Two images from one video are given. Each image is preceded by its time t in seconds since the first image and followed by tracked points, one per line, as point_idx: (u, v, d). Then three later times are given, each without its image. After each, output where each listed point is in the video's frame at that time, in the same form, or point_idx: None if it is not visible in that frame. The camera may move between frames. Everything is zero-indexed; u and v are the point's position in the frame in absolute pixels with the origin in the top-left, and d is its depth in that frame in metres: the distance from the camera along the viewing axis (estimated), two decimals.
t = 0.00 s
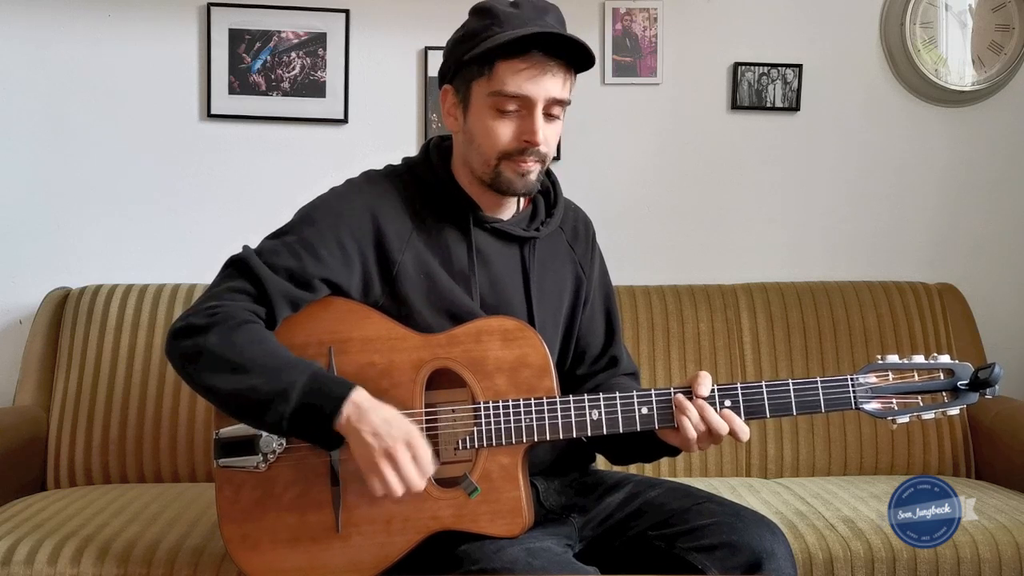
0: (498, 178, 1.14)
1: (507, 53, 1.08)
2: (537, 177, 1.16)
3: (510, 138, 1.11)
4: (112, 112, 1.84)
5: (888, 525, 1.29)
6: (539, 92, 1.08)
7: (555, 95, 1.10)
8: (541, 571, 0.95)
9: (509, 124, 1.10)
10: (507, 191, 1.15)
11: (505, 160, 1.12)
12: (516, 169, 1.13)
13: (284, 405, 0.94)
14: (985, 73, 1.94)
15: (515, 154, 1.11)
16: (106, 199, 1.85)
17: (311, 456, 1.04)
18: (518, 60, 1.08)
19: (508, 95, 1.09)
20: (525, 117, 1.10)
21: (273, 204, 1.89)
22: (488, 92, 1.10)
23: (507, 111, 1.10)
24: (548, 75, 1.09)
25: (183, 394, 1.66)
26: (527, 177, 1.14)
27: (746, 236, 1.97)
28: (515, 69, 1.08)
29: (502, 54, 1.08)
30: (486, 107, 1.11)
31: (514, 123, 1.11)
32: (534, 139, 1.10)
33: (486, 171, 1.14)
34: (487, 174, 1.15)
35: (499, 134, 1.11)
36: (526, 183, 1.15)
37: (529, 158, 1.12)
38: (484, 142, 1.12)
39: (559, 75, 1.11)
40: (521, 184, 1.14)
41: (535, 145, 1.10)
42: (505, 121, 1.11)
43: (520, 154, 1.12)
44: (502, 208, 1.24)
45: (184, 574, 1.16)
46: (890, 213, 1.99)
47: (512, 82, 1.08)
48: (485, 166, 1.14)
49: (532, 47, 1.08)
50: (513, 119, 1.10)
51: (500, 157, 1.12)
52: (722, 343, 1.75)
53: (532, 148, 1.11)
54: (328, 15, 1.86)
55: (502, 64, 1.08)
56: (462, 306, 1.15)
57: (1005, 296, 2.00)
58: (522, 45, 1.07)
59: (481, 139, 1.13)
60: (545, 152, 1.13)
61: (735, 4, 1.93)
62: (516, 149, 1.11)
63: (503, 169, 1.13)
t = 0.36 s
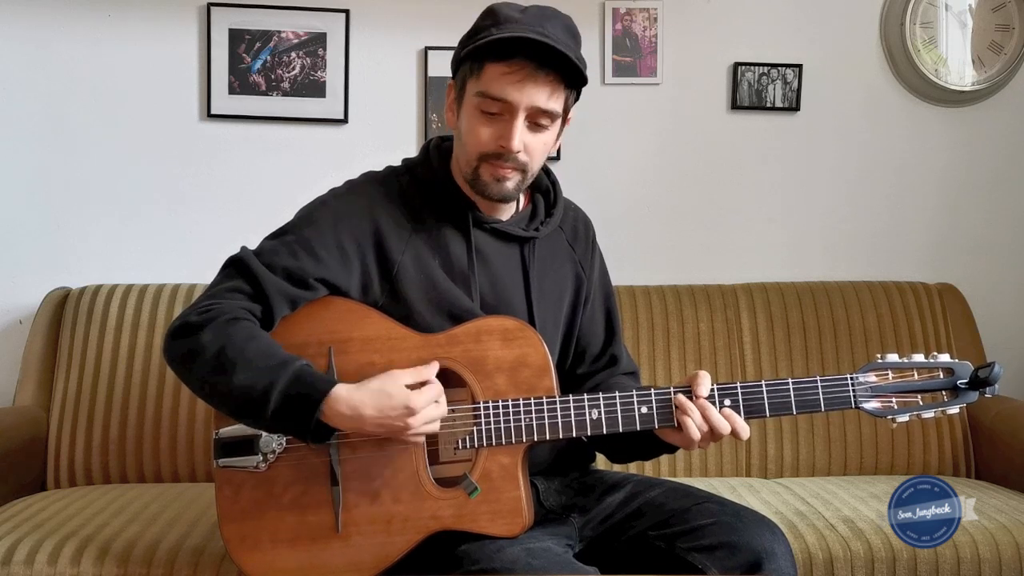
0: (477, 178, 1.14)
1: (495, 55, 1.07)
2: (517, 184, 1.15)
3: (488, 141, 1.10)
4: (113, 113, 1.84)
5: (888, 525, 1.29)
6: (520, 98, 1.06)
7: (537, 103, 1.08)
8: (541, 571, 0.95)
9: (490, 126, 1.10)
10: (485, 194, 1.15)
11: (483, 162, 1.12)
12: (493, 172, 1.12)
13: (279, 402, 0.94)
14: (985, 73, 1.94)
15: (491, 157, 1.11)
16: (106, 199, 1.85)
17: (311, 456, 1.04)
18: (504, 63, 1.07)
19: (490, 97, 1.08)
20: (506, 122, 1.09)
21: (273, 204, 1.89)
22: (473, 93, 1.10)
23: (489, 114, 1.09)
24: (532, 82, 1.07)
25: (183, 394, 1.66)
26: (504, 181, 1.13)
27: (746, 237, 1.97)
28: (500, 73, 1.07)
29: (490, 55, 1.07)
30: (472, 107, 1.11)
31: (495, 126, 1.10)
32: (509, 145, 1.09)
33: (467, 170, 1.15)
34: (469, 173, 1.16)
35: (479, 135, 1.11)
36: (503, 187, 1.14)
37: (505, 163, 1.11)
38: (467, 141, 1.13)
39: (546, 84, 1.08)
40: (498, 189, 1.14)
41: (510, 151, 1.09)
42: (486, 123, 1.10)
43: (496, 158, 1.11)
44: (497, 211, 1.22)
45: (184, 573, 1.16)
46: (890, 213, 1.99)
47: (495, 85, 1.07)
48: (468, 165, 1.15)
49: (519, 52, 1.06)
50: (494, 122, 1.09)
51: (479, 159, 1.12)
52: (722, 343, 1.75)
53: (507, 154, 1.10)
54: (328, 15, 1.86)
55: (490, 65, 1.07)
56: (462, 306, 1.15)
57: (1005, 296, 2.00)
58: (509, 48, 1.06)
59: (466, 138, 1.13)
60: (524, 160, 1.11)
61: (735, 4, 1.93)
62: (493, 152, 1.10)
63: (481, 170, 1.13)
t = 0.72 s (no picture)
0: (452, 170, 1.14)
1: (480, 49, 1.08)
2: (490, 183, 1.13)
3: (463, 132, 1.10)
4: (112, 112, 1.84)
5: (888, 525, 1.29)
6: (494, 91, 1.06)
7: (512, 99, 1.07)
8: (541, 571, 0.95)
9: (466, 117, 1.10)
10: (461, 188, 1.14)
11: (458, 154, 1.12)
12: (466, 165, 1.11)
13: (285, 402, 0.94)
14: (985, 73, 1.94)
15: (464, 149, 1.10)
16: (106, 199, 1.85)
17: (311, 455, 1.04)
18: (486, 56, 1.07)
19: (470, 89, 1.08)
20: (481, 115, 1.09)
21: (274, 204, 1.89)
22: (458, 85, 1.11)
23: (468, 106, 1.10)
24: (509, 76, 1.06)
25: (183, 394, 1.66)
26: (476, 176, 1.11)
27: (746, 237, 1.97)
28: (481, 66, 1.07)
29: (478, 48, 1.08)
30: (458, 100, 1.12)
31: (471, 119, 1.10)
32: (479, 137, 1.08)
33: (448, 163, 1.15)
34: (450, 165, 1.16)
35: (457, 127, 1.11)
36: (476, 183, 1.12)
37: (476, 156, 1.10)
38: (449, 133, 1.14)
39: (523, 82, 1.07)
40: (471, 183, 1.12)
41: (478, 143, 1.08)
42: (464, 115, 1.11)
43: (468, 150, 1.10)
44: (488, 208, 1.22)
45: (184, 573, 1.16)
46: (890, 212, 1.99)
47: (474, 77, 1.08)
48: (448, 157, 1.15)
49: (501, 47, 1.06)
50: (471, 115, 1.10)
51: (455, 150, 1.12)
52: (722, 343, 1.75)
53: (477, 146, 1.09)
54: (329, 15, 1.86)
55: (475, 59, 1.09)
56: (463, 306, 1.15)
57: (1005, 296, 2.00)
58: (492, 42, 1.06)
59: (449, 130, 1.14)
60: (495, 155, 1.10)
61: (735, 4, 1.93)
62: (466, 145, 1.10)
63: (456, 162, 1.13)
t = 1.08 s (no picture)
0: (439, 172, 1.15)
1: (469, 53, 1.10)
2: (472, 186, 1.12)
3: (448, 133, 1.11)
4: (112, 113, 1.84)
5: (888, 525, 1.29)
6: (477, 94, 1.07)
7: (494, 101, 1.07)
8: (541, 571, 0.95)
9: (453, 119, 1.11)
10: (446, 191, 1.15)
11: (443, 156, 1.13)
12: (450, 167, 1.12)
13: (286, 403, 0.93)
14: (985, 73, 1.94)
15: (448, 150, 1.11)
16: (106, 199, 1.85)
17: (311, 455, 1.04)
18: (472, 60, 1.09)
19: (457, 92, 1.10)
20: (465, 118, 1.10)
21: (274, 204, 1.89)
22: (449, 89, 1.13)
23: (455, 108, 1.12)
24: (491, 79, 1.07)
25: (183, 394, 1.66)
26: (458, 178, 1.12)
27: (746, 237, 1.97)
28: (467, 69, 1.09)
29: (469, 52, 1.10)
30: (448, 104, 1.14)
31: (456, 121, 1.11)
32: (459, 138, 1.09)
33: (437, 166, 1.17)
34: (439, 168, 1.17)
35: (444, 129, 1.13)
36: (458, 185, 1.12)
37: (458, 158, 1.11)
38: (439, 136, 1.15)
39: (506, 85, 1.07)
40: (454, 185, 1.13)
41: (459, 145, 1.09)
42: (451, 118, 1.12)
43: (452, 152, 1.11)
44: (485, 211, 1.22)
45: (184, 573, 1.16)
46: (890, 212, 1.99)
47: (460, 79, 1.09)
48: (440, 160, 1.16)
49: (487, 50, 1.07)
50: (457, 116, 1.11)
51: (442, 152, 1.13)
52: (722, 343, 1.75)
53: (458, 148, 1.10)
54: (329, 15, 1.86)
55: (463, 63, 1.11)
56: (463, 306, 1.15)
57: (1005, 296, 2.01)
58: (478, 47, 1.08)
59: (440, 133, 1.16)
60: (476, 158, 1.10)
61: (735, 4, 1.93)
62: (449, 146, 1.11)
63: (442, 164, 1.14)
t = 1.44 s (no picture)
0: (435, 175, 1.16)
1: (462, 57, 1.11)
2: (467, 189, 1.13)
3: (441, 136, 1.12)
4: (112, 113, 1.84)
5: (888, 525, 1.29)
6: (468, 97, 1.08)
7: (485, 104, 1.07)
8: (541, 571, 0.95)
9: (447, 123, 1.12)
10: (442, 194, 1.15)
11: (438, 159, 1.14)
12: (444, 170, 1.13)
13: (293, 408, 0.94)
14: (985, 73, 1.94)
15: (442, 154, 1.12)
16: (106, 199, 1.85)
17: (312, 455, 1.04)
18: (465, 64, 1.09)
19: (450, 95, 1.11)
20: (458, 121, 1.10)
21: (274, 204, 1.89)
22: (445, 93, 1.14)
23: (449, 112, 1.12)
24: (482, 82, 1.07)
25: (183, 394, 1.66)
26: (452, 181, 1.12)
27: (746, 236, 1.97)
28: (460, 73, 1.09)
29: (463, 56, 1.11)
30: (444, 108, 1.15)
31: (449, 124, 1.12)
32: (451, 141, 1.09)
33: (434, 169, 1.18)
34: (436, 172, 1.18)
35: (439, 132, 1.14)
36: (453, 188, 1.13)
37: (451, 160, 1.11)
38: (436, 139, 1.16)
39: (497, 89, 1.07)
40: (448, 188, 1.13)
41: (451, 148, 1.09)
42: (445, 121, 1.13)
43: (445, 155, 1.12)
44: (486, 213, 1.22)
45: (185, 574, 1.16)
46: (889, 213, 1.99)
47: (454, 83, 1.10)
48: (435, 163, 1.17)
49: (479, 54, 1.07)
50: (451, 120, 1.12)
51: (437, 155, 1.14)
52: (722, 343, 1.75)
53: (451, 151, 1.10)
54: (329, 15, 1.86)
55: (457, 67, 1.11)
56: (464, 306, 1.15)
57: (1004, 296, 2.01)
58: (470, 50, 1.08)
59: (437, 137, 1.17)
60: (468, 160, 1.10)
61: (735, 4, 1.93)
62: (443, 149, 1.12)
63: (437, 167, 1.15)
